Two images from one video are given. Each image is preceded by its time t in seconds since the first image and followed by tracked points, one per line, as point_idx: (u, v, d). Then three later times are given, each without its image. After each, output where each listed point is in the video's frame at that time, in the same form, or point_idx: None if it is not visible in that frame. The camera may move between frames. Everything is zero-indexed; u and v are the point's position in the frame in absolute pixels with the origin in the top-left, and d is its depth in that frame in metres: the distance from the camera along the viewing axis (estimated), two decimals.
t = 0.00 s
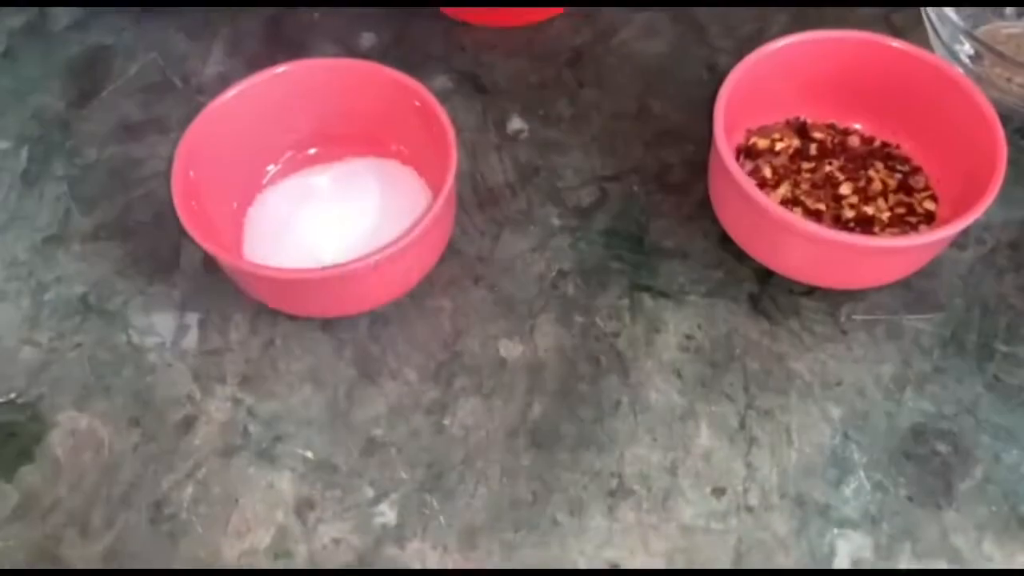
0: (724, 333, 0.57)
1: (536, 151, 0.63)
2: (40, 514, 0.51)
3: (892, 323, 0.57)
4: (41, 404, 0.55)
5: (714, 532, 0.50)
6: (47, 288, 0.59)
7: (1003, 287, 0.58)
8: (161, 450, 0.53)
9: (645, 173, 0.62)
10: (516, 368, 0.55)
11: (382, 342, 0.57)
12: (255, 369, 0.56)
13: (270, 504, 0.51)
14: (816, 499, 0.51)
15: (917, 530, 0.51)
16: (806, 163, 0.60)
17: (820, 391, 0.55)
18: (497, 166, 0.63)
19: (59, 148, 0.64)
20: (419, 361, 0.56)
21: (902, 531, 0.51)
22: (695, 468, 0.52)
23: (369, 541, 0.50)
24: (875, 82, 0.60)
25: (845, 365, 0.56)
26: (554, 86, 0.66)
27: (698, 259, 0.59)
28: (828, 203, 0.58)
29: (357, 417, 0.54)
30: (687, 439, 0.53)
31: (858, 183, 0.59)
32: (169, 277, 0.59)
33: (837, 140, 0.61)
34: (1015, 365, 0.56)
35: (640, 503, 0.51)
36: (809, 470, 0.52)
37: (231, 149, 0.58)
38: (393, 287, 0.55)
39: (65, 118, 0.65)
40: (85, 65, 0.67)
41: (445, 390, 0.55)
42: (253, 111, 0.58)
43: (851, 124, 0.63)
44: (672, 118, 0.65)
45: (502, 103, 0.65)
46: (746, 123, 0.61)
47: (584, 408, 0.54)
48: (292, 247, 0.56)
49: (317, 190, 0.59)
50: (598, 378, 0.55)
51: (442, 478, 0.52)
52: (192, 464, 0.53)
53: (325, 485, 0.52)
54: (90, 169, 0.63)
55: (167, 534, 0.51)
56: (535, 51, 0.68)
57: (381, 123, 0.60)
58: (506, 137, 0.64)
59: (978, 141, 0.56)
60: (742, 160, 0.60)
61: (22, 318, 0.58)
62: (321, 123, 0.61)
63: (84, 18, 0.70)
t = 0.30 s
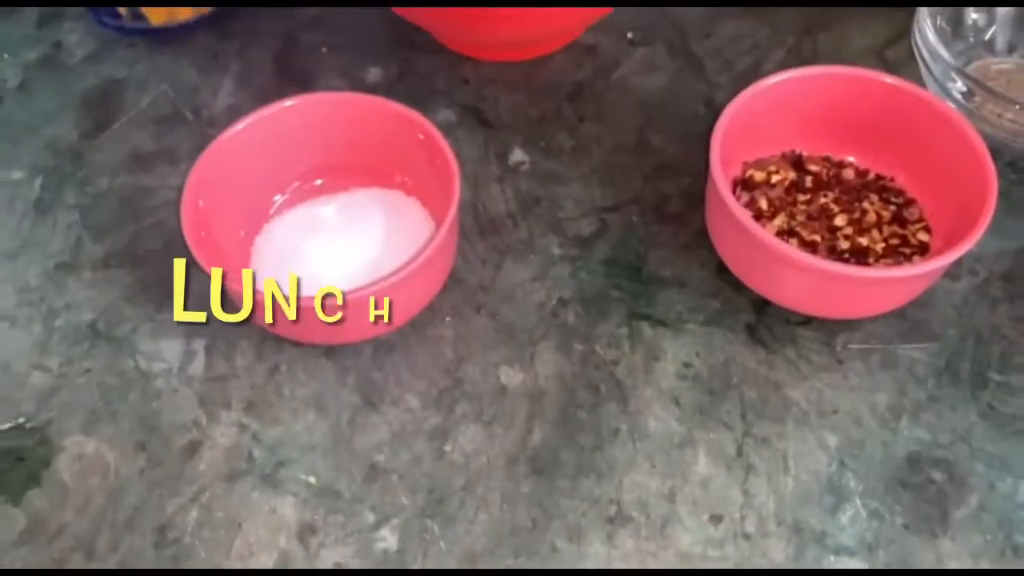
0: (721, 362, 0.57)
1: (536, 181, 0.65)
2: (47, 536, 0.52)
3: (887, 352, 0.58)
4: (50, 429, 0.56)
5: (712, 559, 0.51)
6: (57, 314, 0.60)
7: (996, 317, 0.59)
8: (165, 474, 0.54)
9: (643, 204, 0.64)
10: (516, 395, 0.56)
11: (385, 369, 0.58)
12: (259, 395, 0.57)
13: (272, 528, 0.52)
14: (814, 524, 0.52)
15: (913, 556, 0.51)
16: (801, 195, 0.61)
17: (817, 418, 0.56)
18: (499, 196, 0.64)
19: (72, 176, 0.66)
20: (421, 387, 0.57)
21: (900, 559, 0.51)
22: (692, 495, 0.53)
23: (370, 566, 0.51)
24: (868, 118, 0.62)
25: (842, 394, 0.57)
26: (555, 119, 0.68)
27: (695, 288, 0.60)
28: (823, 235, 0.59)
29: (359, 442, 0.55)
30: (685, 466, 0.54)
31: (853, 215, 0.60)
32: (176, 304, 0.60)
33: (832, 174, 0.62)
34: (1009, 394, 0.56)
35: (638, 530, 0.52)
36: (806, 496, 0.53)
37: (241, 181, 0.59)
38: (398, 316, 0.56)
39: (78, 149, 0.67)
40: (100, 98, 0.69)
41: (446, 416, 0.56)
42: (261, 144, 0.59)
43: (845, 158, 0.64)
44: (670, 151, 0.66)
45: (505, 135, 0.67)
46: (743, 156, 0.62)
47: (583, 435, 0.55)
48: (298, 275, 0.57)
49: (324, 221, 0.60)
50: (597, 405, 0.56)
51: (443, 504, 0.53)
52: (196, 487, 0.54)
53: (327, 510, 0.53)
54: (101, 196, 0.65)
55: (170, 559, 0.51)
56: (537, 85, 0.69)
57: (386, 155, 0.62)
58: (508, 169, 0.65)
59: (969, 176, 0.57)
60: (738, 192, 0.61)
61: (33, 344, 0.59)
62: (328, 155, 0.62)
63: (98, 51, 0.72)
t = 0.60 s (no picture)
0: (718, 388, 0.58)
1: (538, 211, 0.66)
2: (50, 560, 0.53)
3: (882, 379, 0.59)
4: (54, 453, 0.57)
5: None
6: (66, 340, 0.61)
7: (989, 344, 0.60)
8: (169, 498, 0.55)
9: (641, 233, 0.65)
10: (516, 421, 0.57)
11: (387, 394, 0.58)
12: (263, 419, 0.57)
13: (274, 553, 0.53)
14: (813, 550, 0.53)
15: None
16: (797, 224, 0.62)
17: (815, 444, 0.56)
18: (501, 225, 0.65)
19: (82, 205, 0.67)
20: (423, 412, 0.58)
21: None
22: (690, 521, 0.54)
23: None
24: (863, 148, 0.63)
25: (841, 420, 0.57)
26: (556, 148, 0.69)
27: (693, 315, 0.61)
28: (819, 263, 0.60)
29: (363, 467, 0.56)
30: (684, 493, 0.55)
31: (848, 244, 0.61)
32: (182, 329, 0.61)
33: (827, 203, 0.63)
34: (1004, 421, 0.57)
35: (638, 555, 0.52)
36: (804, 522, 0.54)
37: (248, 210, 0.61)
38: (401, 341, 0.57)
39: (88, 177, 0.68)
40: (110, 128, 0.71)
41: (448, 441, 0.56)
42: (267, 173, 0.61)
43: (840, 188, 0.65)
44: (668, 181, 0.67)
45: (507, 164, 0.68)
46: (739, 186, 0.63)
47: (583, 460, 0.56)
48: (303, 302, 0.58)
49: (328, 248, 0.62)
50: (597, 431, 0.57)
51: (445, 529, 0.53)
52: (199, 511, 0.54)
53: (328, 535, 0.53)
54: (110, 224, 0.66)
55: None
56: (538, 115, 0.71)
57: (390, 183, 0.63)
58: (509, 198, 0.67)
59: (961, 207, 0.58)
60: (736, 221, 0.62)
61: (40, 369, 0.60)
62: (333, 183, 0.64)
63: (110, 82, 0.73)
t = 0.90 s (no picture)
0: (712, 424, 0.59)
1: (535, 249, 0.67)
2: None
3: (873, 416, 0.60)
4: (58, 488, 0.57)
5: None
6: (71, 376, 0.62)
7: (978, 382, 0.61)
8: (170, 533, 0.55)
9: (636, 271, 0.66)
10: (514, 457, 0.58)
11: (387, 430, 0.59)
12: (264, 455, 0.58)
13: None
14: None
15: None
16: (789, 263, 0.64)
17: (808, 481, 0.57)
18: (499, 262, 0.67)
19: (89, 244, 0.68)
20: (422, 448, 0.58)
21: None
22: (686, 556, 0.54)
23: None
24: (851, 189, 0.65)
25: (833, 457, 0.58)
26: (553, 189, 0.71)
27: (687, 353, 0.62)
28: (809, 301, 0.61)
29: (361, 502, 0.56)
30: (679, 528, 0.55)
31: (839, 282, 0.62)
32: (186, 366, 0.62)
33: (818, 243, 0.65)
34: (994, 457, 0.58)
35: None
36: (798, 557, 0.54)
37: (252, 251, 0.62)
38: (401, 376, 0.58)
39: (96, 217, 0.70)
40: (118, 170, 0.73)
41: (446, 477, 0.57)
42: (271, 213, 0.62)
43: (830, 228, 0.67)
44: (662, 220, 0.69)
45: (505, 204, 0.70)
46: (732, 226, 0.65)
47: (579, 496, 0.56)
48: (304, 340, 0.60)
49: (330, 287, 0.63)
50: (593, 467, 0.57)
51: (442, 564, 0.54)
52: (200, 546, 0.55)
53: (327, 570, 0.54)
54: (116, 263, 0.67)
55: None
56: (535, 157, 0.73)
57: (390, 223, 0.65)
58: (507, 238, 0.68)
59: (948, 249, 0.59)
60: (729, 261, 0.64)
61: (45, 406, 0.61)
62: (335, 223, 0.65)
63: (119, 124, 0.75)
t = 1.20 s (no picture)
0: (708, 460, 0.60)
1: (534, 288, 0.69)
2: None
3: (866, 453, 0.61)
4: (64, 525, 0.58)
5: None
6: (79, 414, 0.63)
7: (969, 419, 0.62)
8: (173, 568, 0.56)
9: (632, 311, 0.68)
10: (513, 494, 0.59)
11: (388, 467, 0.60)
12: (268, 492, 0.59)
13: None
14: None
15: None
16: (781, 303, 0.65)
17: (803, 516, 0.58)
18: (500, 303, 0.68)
19: (99, 285, 0.70)
20: (423, 485, 0.59)
21: None
22: None
23: None
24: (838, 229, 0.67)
25: (827, 493, 0.59)
26: (551, 231, 0.73)
27: (683, 390, 0.63)
28: (802, 339, 0.62)
29: (363, 538, 0.57)
30: (676, 564, 0.56)
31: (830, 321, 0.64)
32: (192, 404, 0.64)
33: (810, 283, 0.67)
34: (986, 493, 0.59)
35: None
36: None
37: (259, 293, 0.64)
38: (403, 412, 0.59)
39: (106, 258, 0.72)
40: (128, 212, 0.75)
41: (446, 513, 0.58)
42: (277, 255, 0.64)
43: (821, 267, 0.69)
44: (658, 261, 0.70)
45: (505, 245, 0.72)
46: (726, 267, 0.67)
47: (577, 532, 0.57)
48: (308, 377, 0.61)
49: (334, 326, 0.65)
50: (591, 504, 0.58)
51: None
52: None
53: None
54: (125, 303, 0.69)
55: None
56: (534, 200, 0.75)
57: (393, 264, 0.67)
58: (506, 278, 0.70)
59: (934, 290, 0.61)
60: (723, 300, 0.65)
61: (53, 443, 0.62)
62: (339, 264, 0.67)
63: (130, 169, 0.78)
